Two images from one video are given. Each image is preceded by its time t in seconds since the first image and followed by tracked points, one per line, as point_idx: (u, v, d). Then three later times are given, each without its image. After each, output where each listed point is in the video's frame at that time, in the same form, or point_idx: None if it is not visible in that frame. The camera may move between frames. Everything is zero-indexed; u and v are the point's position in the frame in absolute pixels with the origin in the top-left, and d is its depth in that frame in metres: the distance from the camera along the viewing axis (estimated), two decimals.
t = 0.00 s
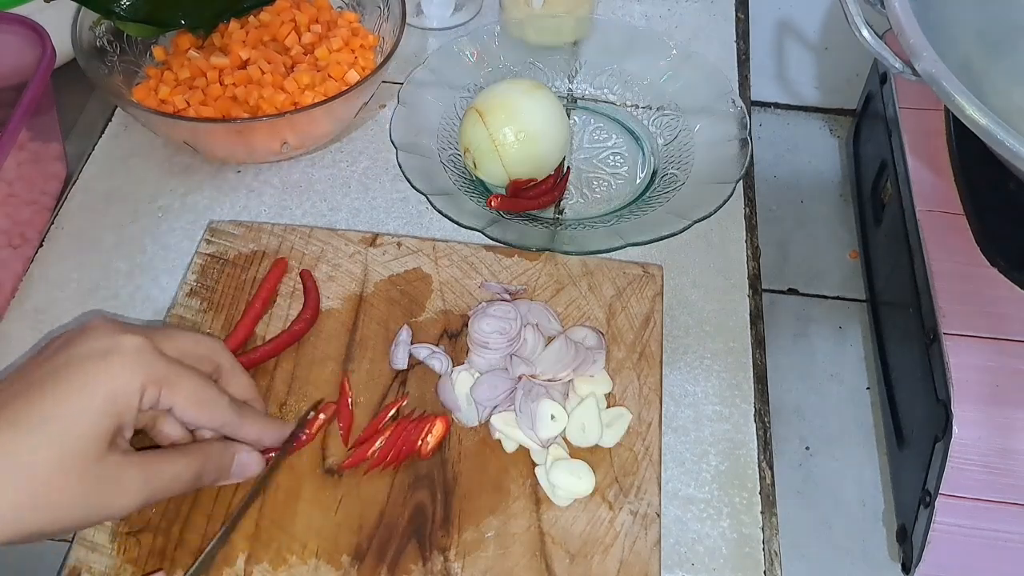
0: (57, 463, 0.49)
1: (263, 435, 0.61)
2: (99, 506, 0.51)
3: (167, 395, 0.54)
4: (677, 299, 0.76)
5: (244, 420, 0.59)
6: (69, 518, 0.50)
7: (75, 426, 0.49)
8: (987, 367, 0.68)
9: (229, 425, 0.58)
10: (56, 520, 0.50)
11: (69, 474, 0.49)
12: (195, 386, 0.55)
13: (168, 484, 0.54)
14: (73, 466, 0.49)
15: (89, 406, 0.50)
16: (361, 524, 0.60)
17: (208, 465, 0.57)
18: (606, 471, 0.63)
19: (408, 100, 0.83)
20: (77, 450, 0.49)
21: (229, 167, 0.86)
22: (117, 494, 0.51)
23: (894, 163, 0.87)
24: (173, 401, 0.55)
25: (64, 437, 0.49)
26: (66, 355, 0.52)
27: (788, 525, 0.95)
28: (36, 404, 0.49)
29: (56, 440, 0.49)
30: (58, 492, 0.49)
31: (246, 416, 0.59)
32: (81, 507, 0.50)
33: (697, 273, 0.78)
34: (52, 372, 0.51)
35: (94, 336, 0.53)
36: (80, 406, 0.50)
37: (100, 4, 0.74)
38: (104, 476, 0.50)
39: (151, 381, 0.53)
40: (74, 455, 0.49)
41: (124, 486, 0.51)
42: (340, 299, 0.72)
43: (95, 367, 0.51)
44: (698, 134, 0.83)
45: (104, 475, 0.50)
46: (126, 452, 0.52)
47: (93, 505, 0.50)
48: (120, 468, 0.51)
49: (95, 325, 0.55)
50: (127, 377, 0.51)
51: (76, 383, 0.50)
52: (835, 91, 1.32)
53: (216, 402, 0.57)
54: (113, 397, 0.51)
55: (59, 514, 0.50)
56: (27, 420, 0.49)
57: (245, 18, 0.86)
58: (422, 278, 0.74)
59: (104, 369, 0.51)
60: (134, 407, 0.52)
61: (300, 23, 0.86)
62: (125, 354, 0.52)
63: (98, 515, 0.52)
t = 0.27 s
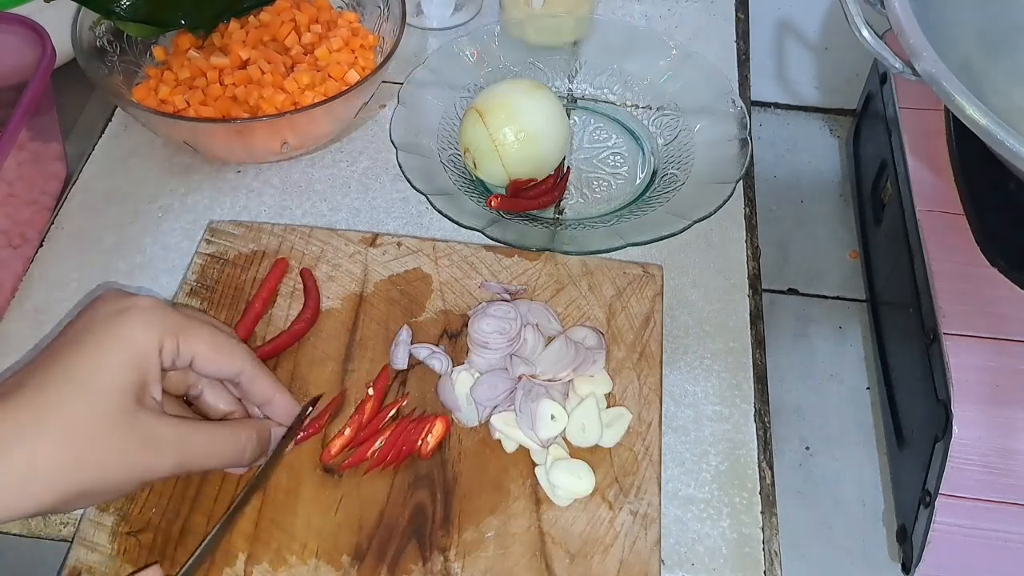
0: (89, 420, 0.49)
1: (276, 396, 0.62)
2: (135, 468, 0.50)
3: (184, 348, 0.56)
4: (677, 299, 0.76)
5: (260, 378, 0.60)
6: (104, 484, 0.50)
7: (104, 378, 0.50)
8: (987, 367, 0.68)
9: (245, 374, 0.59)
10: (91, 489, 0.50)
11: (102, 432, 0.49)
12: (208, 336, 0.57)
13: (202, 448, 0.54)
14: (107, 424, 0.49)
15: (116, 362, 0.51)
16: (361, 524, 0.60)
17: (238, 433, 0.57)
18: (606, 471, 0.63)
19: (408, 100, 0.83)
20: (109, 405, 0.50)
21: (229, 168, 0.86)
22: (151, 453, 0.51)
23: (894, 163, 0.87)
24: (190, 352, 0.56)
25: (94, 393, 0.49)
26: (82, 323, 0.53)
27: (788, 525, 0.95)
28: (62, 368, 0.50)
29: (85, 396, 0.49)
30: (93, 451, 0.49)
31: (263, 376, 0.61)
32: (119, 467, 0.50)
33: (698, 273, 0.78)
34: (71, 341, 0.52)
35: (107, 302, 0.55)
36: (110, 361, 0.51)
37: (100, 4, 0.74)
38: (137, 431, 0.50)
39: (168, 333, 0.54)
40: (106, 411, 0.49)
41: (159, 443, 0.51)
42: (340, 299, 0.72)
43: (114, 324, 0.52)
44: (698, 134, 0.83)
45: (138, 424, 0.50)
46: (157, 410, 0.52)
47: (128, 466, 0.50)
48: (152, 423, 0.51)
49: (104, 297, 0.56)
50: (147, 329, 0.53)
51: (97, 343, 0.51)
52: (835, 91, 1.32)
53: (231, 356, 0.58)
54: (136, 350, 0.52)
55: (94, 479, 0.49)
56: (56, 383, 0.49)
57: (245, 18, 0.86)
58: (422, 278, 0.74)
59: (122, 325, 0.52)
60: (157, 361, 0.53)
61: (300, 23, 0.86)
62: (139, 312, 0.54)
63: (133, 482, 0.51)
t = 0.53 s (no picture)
0: (82, 414, 0.48)
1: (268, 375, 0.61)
2: (130, 463, 0.50)
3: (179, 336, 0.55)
4: (677, 299, 0.76)
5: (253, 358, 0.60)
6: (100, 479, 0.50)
7: (93, 374, 0.50)
8: (987, 367, 0.68)
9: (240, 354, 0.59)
10: (88, 483, 0.50)
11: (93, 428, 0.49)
12: (203, 318, 0.56)
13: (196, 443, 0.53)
14: (99, 420, 0.49)
15: (109, 354, 0.50)
16: (361, 524, 0.60)
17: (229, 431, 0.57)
18: (605, 471, 0.63)
19: (408, 100, 0.83)
20: (100, 400, 0.49)
21: (229, 168, 0.86)
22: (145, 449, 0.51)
23: (894, 162, 0.87)
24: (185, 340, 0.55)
25: (85, 387, 0.49)
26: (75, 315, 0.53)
27: (788, 526, 0.95)
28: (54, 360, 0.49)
29: (76, 390, 0.49)
30: (84, 447, 0.48)
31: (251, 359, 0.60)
32: (113, 465, 0.50)
33: (697, 273, 0.78)
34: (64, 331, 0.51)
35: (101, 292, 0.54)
36: (98, 361, 0.50)
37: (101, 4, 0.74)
38: (131, 428, 0.50)
39: (161, 320, 0.53)
40: (98, 405, 0.49)
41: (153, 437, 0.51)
42: (340, 299, 0.72)
43: (104, 316, 0.52)
44: (697, 134, 0.83)
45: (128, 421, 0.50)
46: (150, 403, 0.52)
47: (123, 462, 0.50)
48: (146, 420, 0.51)
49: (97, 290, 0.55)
50: (137, 320, 0.52)
51: (89, 335, 0.51)
52: (834, 91, 1.32)
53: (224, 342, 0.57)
54: (125, 342, 0.51)
55: (91, 474, 0.49)
56: (47, 374, 0.49)
57: (244, 19, 0.86)
58: (422, 277, 0.74)
59: (112, 316, 0.52)
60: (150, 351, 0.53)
61: (300, 23, 0.86)
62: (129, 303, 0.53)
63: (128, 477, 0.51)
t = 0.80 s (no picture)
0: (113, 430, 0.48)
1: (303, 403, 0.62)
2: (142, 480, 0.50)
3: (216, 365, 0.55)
4: (677, 299, 0.76)
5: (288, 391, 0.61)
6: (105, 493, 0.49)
7: (133, 390, 0.49)
8: (988, 367, 0.68)
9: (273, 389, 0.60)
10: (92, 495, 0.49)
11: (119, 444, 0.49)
12: (241, 363, 0.57)
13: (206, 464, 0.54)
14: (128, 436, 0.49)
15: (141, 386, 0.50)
16: (361, 524, 0.60)
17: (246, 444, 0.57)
18: (605, 471, 0.63)
19: (408, 100, 0.83)
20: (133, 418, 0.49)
21: (229, 168, 0.86)
22: (160, 466, 0.51)
23: (894, 162, 0.87)
24: (221, 370, 0.56)
25: (122, 401, 0.49)
26: (121, 323, 0.52)
27: (788, 526, 0.95)
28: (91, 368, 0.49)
29: (112, 406, 0.48)
30: (105, 463, 0.48)
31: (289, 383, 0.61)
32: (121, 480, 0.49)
33: (697, 273, 0.78)
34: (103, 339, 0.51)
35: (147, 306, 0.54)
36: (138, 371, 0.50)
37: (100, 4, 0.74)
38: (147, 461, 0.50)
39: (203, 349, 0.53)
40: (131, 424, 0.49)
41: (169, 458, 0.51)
42: (340, 299, 0.72)
43: (152, 334, 0.52)
44: (698, 134, 0.83)
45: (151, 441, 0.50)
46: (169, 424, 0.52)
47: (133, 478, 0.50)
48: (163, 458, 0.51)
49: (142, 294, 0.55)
50: (185, 346, 0.52)
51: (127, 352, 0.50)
52: (834, 91, 1.32)
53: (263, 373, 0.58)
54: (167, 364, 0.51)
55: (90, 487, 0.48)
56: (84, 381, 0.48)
57: (245, 19, 0.86)
58: (422, 277, 0.74)
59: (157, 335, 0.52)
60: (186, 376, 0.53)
61: (300, 23, 0.86)
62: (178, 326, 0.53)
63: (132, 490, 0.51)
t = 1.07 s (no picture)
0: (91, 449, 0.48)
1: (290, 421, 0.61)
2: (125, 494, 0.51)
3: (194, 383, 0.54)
4: (677, 299, 0.76)
5: (271, 412, 0.59)
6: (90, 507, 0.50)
7: (110, 409, 0.49)
8: (988, 367, 0.68)
9: (254, 411, 0.58)
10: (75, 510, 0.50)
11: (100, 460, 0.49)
12: (220, 381, 0.56)
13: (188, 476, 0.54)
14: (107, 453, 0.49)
15: (121, 403, 0.49)
16: (361, 524, 0.60)
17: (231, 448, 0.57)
18: (605, 471, 0.63)
19: (408, 100, 0.84)
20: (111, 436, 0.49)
21: (229, 167, 0.86)
22: (142, 480, 0.51)
23: (894, 163, 0.87)
24: (199, 389, 0.55)
25: (98, 420, 0.48)
26: (97, 339, 0.52)
27: (788, 526, 0.95)
28: (68, 387, 0.49)
29: (92, 427, 0.48)
30: (83, 481, 0.48)
31: (272, 404, 0.59)
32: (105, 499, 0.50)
33: (697, 273, 0.78)
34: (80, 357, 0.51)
35: (124, 323, 0.53)
36: (116, 390, 0.49)
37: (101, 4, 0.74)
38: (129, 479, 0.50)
39: (179, 367, 0.53)
40: (109, 441, 0.49)
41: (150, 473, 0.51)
42: (340, 299, 0.72)
43: (128, 352, 0.51)
44: (698, 134, 0.83)
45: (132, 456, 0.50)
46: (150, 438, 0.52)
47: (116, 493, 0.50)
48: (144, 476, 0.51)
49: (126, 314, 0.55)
50: (160, 364, 0.52)
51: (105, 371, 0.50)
52: (835, 91, 1.32)
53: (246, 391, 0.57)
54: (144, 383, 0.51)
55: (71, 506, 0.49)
56: (61, 400, 0.48)
57: (245, 19, 0.86)
58: (422, 277, 0.74)
59: (133, 353, 0.51)
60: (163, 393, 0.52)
61: (300, 23, 0.86)
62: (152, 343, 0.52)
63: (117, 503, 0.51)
